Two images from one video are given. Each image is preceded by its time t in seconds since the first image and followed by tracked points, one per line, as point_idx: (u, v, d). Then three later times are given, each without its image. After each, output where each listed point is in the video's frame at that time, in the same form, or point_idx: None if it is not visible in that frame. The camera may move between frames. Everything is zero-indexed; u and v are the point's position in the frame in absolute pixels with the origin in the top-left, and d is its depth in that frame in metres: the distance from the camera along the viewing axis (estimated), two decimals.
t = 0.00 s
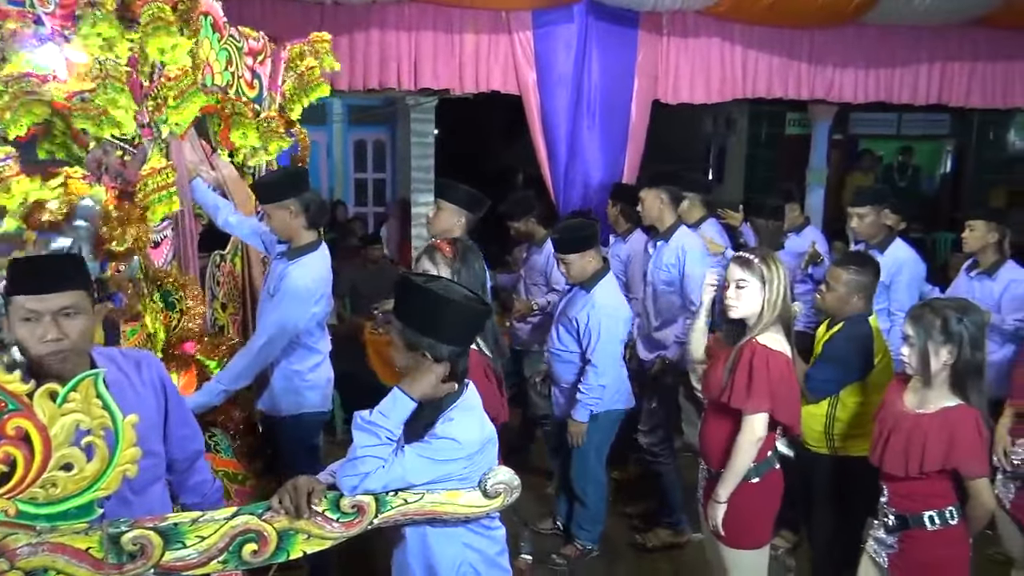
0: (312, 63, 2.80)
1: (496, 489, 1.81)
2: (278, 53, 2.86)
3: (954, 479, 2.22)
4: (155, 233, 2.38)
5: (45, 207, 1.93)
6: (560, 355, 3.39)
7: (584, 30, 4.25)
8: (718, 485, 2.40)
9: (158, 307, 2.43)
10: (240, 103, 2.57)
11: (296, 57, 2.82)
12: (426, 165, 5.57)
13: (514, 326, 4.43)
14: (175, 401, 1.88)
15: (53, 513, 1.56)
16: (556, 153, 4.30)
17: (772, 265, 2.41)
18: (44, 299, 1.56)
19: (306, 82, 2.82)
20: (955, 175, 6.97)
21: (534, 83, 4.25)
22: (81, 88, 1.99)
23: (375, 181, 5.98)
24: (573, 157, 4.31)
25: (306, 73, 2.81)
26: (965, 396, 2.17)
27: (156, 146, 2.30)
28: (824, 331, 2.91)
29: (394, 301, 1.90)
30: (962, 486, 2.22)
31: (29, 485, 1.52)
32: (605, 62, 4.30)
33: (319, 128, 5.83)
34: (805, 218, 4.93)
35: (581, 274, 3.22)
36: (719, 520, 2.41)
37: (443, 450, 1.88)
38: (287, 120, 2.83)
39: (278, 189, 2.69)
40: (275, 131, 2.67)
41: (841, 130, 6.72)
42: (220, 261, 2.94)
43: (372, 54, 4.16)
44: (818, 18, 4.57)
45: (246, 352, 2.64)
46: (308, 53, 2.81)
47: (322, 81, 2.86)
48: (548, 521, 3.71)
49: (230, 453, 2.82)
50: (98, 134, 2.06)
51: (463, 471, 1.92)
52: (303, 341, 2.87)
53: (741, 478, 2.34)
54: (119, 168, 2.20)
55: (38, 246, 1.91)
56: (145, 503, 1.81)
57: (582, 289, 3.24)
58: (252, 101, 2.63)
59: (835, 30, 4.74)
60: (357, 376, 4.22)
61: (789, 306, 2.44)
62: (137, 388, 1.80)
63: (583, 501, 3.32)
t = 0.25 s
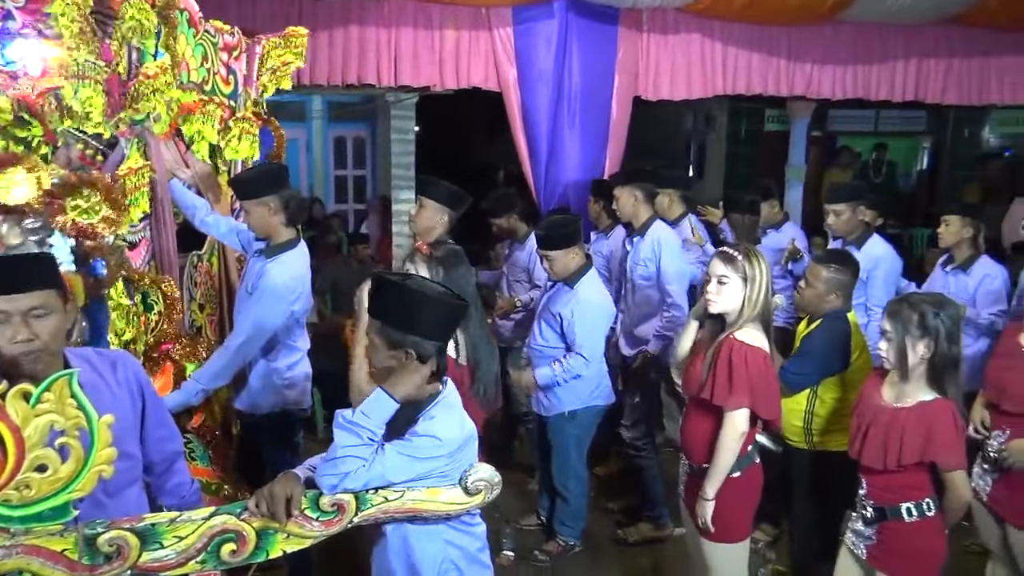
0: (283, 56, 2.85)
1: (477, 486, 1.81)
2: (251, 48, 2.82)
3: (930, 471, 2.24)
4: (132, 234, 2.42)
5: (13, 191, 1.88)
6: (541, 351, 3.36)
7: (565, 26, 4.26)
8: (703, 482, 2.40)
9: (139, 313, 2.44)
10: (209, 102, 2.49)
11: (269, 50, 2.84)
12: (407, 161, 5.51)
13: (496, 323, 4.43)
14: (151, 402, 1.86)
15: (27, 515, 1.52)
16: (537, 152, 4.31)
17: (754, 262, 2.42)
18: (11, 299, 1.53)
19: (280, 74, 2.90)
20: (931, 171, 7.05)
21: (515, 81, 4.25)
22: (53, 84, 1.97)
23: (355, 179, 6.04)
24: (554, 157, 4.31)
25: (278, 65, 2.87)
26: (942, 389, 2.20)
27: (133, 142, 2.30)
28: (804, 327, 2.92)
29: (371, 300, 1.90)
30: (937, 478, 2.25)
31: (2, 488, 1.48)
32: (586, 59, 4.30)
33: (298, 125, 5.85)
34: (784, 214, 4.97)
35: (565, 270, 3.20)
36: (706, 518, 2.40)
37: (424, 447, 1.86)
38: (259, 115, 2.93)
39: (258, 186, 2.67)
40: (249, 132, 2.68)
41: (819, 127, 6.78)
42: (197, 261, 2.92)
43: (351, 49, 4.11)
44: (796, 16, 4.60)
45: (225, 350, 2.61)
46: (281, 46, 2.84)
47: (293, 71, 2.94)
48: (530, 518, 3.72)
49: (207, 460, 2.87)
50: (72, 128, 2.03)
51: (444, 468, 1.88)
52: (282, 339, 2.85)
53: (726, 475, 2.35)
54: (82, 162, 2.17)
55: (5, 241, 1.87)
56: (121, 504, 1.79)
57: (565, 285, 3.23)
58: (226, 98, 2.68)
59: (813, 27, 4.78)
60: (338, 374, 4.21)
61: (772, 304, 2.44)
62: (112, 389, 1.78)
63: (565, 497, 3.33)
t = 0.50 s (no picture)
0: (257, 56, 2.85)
1: (457, 485, 1.81)
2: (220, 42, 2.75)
3: (907, 464, 2.26)
4: (103, 235, 2.37)
5: None
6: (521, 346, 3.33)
7: (545, 23, 4.24)
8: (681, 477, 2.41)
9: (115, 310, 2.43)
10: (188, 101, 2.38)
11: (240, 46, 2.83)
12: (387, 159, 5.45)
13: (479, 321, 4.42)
14: (128, 402, 1.84)
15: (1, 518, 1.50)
16: (518, 150, 4.30)
17: (738, 259, 2.43)
18: None
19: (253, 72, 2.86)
20: (908, 168, 7.13)
21: (495, 79, 4.25)
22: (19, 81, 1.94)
23: (336, 177, 6.08)
24: (535, 154, 4.31)
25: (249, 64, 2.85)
26: (918, 382, 2.22)
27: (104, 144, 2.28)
28: (783, 323, 2.95)
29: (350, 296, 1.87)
30: (915, 471, 2.26)
31: None
32: (567, 56, 4.30)
33: (277, 124, 5.80)
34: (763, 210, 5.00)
35: (549, 266, 3.18)
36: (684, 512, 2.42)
37: (405, 440, 1.85)
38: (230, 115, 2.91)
39: (236, 184, 2.65)
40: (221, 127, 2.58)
41: (798, 124, 6.83)
42: (170, 261, 2.91)
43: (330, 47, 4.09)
44: (774, 13, 4.62)
45: (203, 352, 2.59)
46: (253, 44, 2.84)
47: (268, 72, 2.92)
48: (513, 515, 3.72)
49: (185, 463, 2.74)
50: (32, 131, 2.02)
51: (423, 461, 1.88)
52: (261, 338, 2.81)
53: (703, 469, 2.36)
54: (47, 161, 2.26)
55: None
56: (98, 506, 1.77)
57: (549, 282, 3.21)
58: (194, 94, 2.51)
59: (792, 24, 4.81)
60: (319, 373, 4.20)
61: (752, 302, 2.46)
62: (88, 389, 1.76)
63: (547, 494, 3.34)
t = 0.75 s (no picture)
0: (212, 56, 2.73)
1: (436, 484, 1.81)
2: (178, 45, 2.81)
3: (879, 457, 2.29)
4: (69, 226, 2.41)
5: None
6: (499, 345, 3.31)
7: (522, 22, 4.25)
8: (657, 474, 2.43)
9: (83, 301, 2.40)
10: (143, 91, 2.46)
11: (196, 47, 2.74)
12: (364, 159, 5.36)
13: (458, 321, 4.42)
14: (101, 402, 1.82)
15: None
16: (496, 148, 4.30)
17: (715, 259, 2.44)
18: None
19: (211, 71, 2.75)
20: (881, 166, 7.22)
21: (472, 77, 4.24)
22: None
23: (313, 175, 6.08)
24: (513, 152, 4.32)
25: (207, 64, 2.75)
26: (889, 376, 2.26)
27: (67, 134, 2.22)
28: (758, 319, 2.98)
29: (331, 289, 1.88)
30: (886, 465, 2.30)
31: None
32: (543, 54, 4.31)
33: (253, 122, 5.85)
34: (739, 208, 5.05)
35: (531, 264, 3.17)
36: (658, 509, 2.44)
37: (388, 430, 1.84)
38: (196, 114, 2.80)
39: (209, 184, 2.62)
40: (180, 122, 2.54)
41: (774, 122, 6.89)
42: (142, 254, 2.85)
43: (305, 44, 4.06)
44: (749, 13, 4.66)
45: (175, 352, 2.55)
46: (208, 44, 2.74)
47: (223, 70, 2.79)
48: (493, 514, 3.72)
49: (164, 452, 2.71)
50: None
51: (407, 452, 1.88)
52: (234, 338, 2.79)
53: (679, 463, 2.37)
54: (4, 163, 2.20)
55: None
56: (72, 510, 1.75)
57: (528, 279, 3.20)
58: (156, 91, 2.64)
59: (767, 23, 4.84)
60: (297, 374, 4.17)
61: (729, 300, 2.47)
62: (61, 391, 1.73)
63: (526, 493, 3.34)
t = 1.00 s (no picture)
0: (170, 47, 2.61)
1: (414, 484, 1.80)
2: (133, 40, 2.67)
3: (851, 451, 2.32)
4: (30, 223, 2.36)
5: None
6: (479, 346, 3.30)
7: (498, 21, 4.24)
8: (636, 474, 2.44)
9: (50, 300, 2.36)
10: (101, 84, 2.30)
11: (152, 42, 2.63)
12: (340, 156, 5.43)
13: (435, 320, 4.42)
14: (71, 406, 1.78)
15: None
16: (473, 147, 4.29)
17: (691, 259, 2.45)
18: None
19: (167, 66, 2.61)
20: (854, 164, 7.32)
21: (448, 75, 4.23)
22: None
23: (289, 175, 6.06)
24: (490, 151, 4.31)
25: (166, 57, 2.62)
26: (860, 371, 2.29)
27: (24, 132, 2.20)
28: (733, 317, 3.00)
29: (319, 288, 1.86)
30: (859, 458, 2.33)
31: None
32: (519, 52, 4.31)
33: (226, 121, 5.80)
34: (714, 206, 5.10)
35: (509, 261, 3.18)
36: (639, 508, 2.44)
37: (380, 420, 1.80)
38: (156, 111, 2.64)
39: (185, 183, 2.61)
40: (147, 114, 2.37)
41: (748, 121, 6.96)
42: (109, 249, 2.71)
43: (279, 43, 4.03)
44: (722, 13, 4.69)
45: (146, 354, 2.50)
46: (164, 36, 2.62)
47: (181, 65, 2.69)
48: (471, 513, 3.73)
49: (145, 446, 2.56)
50: None
51: (400, 445, 1.83)
52: (206, 338, 2.76)
53: (658, 465, 2.39)
54: None
55: None
56: (42, 515, 1.72)
57: (505, 277, 3.21)
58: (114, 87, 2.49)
59: (740, 23, 4.89)
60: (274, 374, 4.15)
61: (705, 299, 2.50)
62: (30, 393, 1.69)
63: (504, 492, 3.35)
